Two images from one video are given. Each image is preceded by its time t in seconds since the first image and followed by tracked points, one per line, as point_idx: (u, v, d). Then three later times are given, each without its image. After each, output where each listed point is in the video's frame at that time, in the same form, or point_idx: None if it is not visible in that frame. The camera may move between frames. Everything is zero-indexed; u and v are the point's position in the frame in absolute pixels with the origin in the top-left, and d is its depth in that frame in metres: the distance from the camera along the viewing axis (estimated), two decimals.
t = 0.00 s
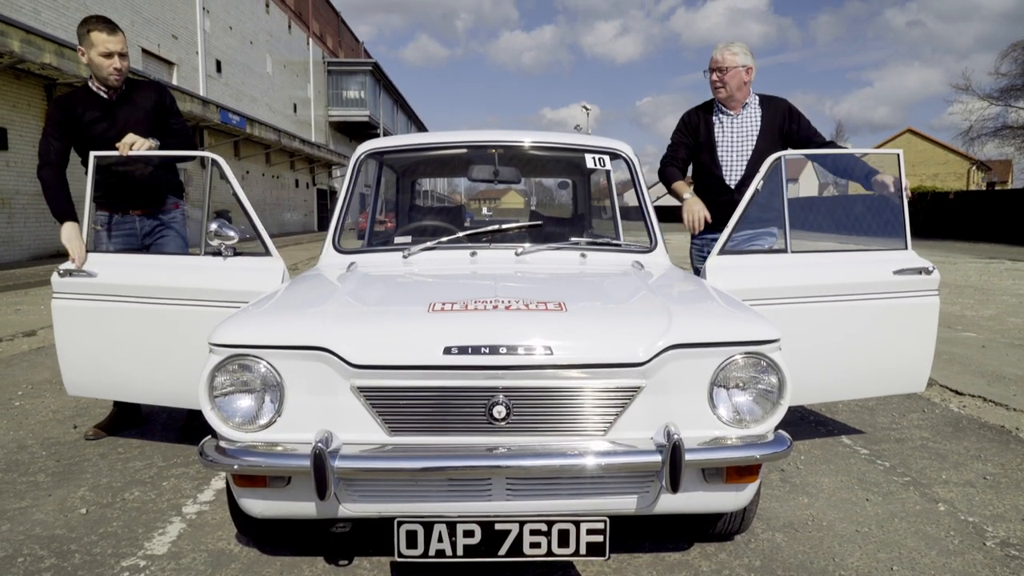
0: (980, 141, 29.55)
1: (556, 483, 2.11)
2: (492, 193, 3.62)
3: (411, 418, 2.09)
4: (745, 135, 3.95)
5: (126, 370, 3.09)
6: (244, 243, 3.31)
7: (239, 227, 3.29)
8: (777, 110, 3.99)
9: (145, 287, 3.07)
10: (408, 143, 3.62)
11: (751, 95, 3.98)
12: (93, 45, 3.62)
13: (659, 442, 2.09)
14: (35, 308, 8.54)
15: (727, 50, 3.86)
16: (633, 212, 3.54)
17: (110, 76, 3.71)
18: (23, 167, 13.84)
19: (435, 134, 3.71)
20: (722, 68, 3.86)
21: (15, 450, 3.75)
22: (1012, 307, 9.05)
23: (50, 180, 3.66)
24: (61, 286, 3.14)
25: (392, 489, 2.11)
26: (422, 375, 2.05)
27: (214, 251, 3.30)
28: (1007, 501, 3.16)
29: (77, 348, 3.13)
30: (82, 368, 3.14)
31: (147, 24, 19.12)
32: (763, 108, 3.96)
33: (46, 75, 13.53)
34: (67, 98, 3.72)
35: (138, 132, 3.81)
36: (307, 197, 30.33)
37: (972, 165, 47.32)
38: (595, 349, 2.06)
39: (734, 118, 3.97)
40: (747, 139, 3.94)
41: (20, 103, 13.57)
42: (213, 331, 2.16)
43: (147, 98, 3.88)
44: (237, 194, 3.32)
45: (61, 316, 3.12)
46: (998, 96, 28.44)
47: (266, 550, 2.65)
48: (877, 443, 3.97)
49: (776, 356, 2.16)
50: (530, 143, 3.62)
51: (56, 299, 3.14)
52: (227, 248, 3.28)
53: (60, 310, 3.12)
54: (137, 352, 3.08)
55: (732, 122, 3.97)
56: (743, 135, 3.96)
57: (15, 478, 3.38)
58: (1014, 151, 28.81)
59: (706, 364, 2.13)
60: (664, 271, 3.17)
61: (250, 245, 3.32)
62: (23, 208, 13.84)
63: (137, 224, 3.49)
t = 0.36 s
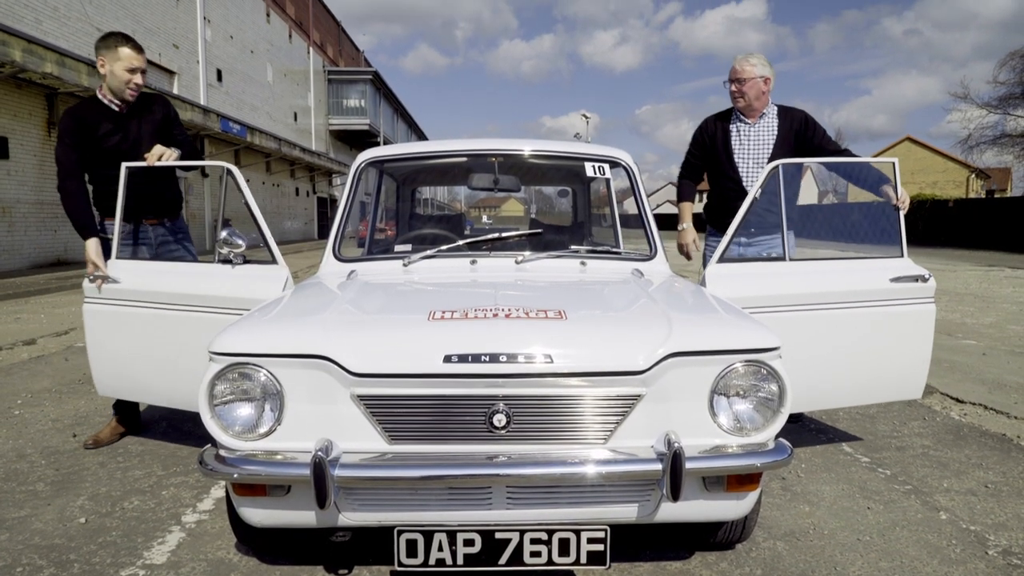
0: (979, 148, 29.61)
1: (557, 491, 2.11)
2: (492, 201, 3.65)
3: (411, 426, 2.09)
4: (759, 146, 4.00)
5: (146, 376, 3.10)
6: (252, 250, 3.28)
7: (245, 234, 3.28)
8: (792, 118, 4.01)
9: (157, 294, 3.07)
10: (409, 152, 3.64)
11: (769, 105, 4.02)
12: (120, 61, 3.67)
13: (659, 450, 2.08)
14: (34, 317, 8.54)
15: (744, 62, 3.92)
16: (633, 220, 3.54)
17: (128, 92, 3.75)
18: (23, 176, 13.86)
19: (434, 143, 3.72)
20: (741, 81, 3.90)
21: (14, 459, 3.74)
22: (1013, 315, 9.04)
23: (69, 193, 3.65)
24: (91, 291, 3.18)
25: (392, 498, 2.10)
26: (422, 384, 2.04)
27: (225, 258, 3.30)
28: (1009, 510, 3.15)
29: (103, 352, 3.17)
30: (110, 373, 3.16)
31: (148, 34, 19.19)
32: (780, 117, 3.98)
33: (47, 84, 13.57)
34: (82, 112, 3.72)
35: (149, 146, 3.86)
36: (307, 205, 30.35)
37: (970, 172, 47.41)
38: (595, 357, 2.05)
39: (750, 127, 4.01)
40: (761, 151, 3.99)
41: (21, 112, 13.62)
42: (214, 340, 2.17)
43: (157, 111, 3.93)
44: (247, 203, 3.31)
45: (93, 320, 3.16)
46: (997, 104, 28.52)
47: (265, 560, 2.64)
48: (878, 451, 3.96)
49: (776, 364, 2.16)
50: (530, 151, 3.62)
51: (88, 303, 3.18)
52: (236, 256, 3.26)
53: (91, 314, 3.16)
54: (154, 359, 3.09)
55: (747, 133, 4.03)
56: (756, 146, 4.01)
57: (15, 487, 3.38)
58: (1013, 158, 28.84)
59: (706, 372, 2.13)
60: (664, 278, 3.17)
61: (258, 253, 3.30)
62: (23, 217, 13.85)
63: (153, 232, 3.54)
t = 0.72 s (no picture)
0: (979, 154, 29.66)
1: (557, 497, 2.11)
2: (492, 207, 3.64)
3: (410, 432, 2.08)
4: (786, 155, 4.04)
5: (188, 376, 3.19)
6: (269, 254, 3.35)
7: (267, 240, 3.35)
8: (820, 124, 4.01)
9: (201, 296, 3.20)
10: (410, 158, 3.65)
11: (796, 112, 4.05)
12: (179, 78, 3.75)
13: (660, 455, 2.08)
14: (35, 323, 8.54)
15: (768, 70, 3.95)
16: (633, 226, 3.55)
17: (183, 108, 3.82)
18: (24, 182, 13.89)
19: (435, 149, 3.74)
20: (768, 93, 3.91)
21: (13, 466, 3.74)
22: (1013, 320, 9.03)
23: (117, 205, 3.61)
24: (152, 292, 3.39)
25: (392, 503, 2.10)
26: (421, 389, 2.04)
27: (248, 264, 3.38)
28: (1010, 516, 3.15)
29: (159, 351, 3.33)
30: (163, 371, 3.30)
31: (149, 40, 19.25)
32: (807, 125, 4.01)
33: (48, 91, 13.60)
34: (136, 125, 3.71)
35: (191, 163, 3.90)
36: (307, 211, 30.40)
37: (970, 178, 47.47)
38: (595, 363, 2.06)
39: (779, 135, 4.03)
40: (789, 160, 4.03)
41: (22, 119, 13.65)
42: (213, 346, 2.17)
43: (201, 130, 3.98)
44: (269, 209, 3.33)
45: (153, 318, 3.36)
46: (996, 110, 28.58)
47: (265, 567, 2.63)
48: (880, 457, 3.95)
49: (776, 369, 2.15)
50: (530, 157, 3.65)
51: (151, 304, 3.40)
52: (258, 260, 3.36)
53: (152, 314, 3.36)
54: (196, 360, 3.18)
55: (773, 142, 4.08)
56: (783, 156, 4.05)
57: (14, 493, 3.37)
58: (1012, 164, 28.87)
59: (707, 378, 2.13)
60: (665, 284, 3.18)
61: (275, 258, 3.33)
62: (24, 223, 13.87)
63: (198, 237, 3.67)
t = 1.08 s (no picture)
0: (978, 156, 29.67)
1: (557, 499, 2.11)
2: (492, 209, 3.67)
3: (410, 433, 2.08)
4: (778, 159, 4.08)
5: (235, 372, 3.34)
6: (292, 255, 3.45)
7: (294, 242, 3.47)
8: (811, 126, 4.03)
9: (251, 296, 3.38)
10: (411, 160, 3.65)
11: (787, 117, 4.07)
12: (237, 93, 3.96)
13: (660, 457, 2.08)
14: (35, 325, 8.54)
15: (755, 78, 3.96)
16: (633, 227, 3.54)
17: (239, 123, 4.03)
18: (24, 184, 13.90)
19: (436, 151, 3.74)
20: (756, 102, 3.92)
21: (13, 468, 3.74)
22: (1013, 322, 9.02)
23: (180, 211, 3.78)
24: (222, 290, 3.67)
25: (392, 505, 2.10)
26: (422, 391, 2.04)
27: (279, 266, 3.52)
28: (1010, 518, 3.14)
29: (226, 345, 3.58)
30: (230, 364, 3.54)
31: (149, 42, 19.27)
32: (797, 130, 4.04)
33: (48, 93, 13.61)
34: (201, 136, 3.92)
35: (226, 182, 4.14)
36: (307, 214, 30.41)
37: (970, 180, 47.49)
38: (595, 365, 2.05)
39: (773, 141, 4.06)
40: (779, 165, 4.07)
41: (22, 121, 13.66)
42: (212, 347, 2.17)
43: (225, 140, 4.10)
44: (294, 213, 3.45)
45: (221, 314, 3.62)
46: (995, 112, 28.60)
47: (266, 568, 2.63)
48: (880, 459, 3.95)
49: (776, 371, 2.16)
50: (530, 159, 3.64)
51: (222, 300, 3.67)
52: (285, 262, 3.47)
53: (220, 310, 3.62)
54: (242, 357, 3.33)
55: (766, 148, 4.11)
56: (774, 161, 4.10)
57: (14, 495, 3.37)
58: (1012, 167, 28.89)
59: (707, 379, 2.13)
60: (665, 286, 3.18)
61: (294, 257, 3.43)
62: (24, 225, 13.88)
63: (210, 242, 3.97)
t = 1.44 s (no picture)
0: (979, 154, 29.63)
1: (557, 497, 2.11)
2: (493, 207, 3.66)
3: (411, 431, 2.08)
4: (738, 163, 4.12)
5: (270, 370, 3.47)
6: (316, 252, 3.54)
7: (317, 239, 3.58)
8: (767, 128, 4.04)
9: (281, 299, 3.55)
10: (411, 158, 3.65)
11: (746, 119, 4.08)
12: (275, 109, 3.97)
13: (660, 454, 2.08)
14: (35, 323, 8.54)
15: (714, 84, 3.95)
16: (633, 225, 3.54)
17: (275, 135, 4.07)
18: (24, 182, 13.89)
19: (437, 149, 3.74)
20: (715, 108, 3.93)
21: (14, 465, 3.74)
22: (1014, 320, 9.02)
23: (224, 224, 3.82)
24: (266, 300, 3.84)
25: (392, 503, 2.10)
26: (422, 389, 2.04)
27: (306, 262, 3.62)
28: (1011, 516, 3.14)
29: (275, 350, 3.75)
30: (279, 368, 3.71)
31: (149, 40, 19.24)
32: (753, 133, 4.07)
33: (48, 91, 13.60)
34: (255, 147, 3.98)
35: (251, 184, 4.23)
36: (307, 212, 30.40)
37: (971, 178, 47.45)
38: (595, 363, 2.06)
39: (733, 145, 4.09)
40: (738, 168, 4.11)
41: (22, 119, 13.65)
42: (213, 345, 2.17)
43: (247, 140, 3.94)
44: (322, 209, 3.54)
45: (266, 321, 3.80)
46: (996, 110, 28.56)
47: (266, 566, 2.64)
48: (880, 457, 3.95)
49: (776, 368, 2.16)
50: (531, 157, 3.64)
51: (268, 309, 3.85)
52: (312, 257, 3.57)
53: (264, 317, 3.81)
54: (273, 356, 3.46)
55: (728, 152, 4.15)
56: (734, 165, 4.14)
57: (15, 493, 3.37)
58: (1013, 164, 28.84)
59: (707, 378, 2.13)
60: (665, 284, 3.18)
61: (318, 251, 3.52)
62: (24, 223, 13.87)
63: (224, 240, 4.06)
